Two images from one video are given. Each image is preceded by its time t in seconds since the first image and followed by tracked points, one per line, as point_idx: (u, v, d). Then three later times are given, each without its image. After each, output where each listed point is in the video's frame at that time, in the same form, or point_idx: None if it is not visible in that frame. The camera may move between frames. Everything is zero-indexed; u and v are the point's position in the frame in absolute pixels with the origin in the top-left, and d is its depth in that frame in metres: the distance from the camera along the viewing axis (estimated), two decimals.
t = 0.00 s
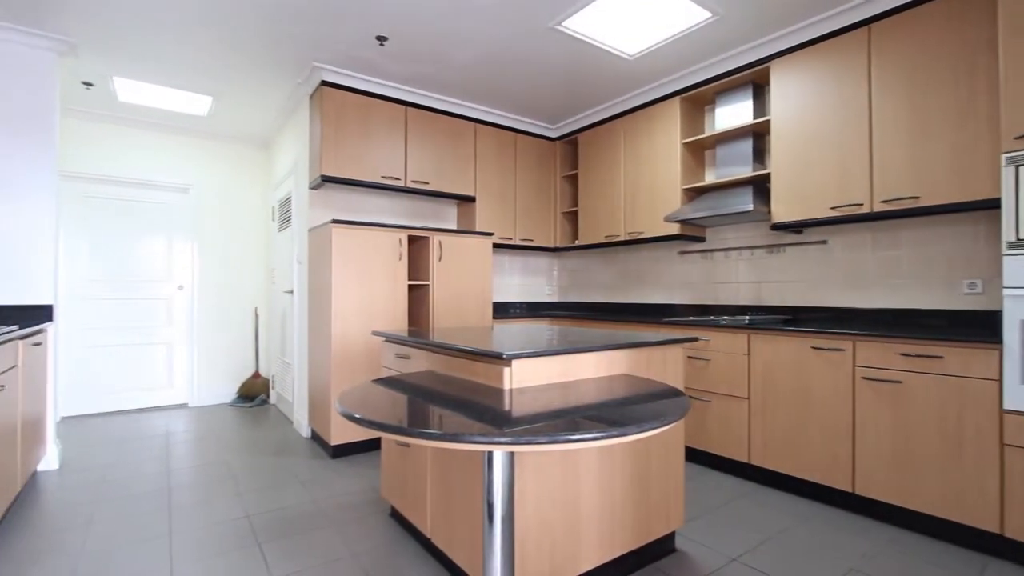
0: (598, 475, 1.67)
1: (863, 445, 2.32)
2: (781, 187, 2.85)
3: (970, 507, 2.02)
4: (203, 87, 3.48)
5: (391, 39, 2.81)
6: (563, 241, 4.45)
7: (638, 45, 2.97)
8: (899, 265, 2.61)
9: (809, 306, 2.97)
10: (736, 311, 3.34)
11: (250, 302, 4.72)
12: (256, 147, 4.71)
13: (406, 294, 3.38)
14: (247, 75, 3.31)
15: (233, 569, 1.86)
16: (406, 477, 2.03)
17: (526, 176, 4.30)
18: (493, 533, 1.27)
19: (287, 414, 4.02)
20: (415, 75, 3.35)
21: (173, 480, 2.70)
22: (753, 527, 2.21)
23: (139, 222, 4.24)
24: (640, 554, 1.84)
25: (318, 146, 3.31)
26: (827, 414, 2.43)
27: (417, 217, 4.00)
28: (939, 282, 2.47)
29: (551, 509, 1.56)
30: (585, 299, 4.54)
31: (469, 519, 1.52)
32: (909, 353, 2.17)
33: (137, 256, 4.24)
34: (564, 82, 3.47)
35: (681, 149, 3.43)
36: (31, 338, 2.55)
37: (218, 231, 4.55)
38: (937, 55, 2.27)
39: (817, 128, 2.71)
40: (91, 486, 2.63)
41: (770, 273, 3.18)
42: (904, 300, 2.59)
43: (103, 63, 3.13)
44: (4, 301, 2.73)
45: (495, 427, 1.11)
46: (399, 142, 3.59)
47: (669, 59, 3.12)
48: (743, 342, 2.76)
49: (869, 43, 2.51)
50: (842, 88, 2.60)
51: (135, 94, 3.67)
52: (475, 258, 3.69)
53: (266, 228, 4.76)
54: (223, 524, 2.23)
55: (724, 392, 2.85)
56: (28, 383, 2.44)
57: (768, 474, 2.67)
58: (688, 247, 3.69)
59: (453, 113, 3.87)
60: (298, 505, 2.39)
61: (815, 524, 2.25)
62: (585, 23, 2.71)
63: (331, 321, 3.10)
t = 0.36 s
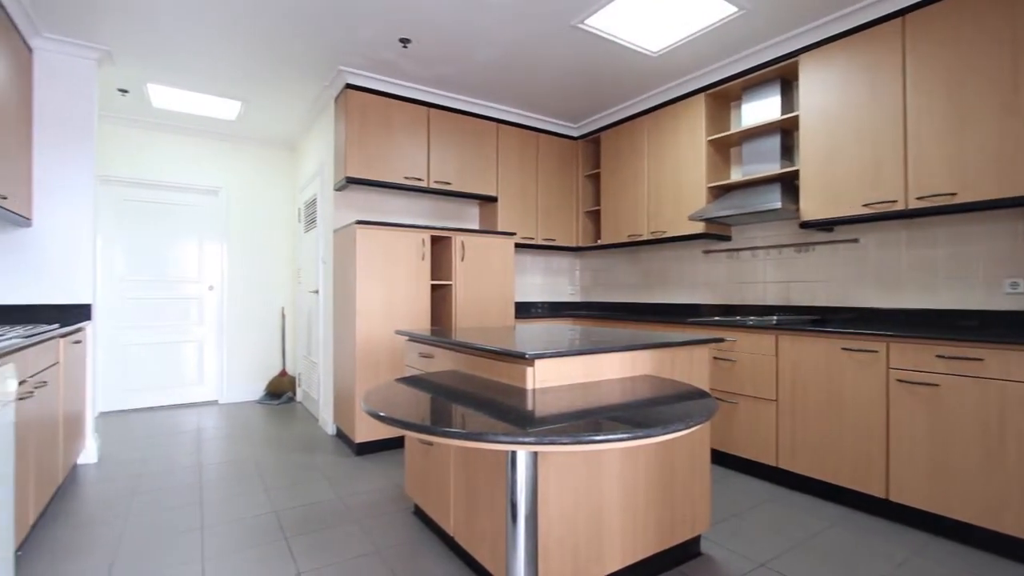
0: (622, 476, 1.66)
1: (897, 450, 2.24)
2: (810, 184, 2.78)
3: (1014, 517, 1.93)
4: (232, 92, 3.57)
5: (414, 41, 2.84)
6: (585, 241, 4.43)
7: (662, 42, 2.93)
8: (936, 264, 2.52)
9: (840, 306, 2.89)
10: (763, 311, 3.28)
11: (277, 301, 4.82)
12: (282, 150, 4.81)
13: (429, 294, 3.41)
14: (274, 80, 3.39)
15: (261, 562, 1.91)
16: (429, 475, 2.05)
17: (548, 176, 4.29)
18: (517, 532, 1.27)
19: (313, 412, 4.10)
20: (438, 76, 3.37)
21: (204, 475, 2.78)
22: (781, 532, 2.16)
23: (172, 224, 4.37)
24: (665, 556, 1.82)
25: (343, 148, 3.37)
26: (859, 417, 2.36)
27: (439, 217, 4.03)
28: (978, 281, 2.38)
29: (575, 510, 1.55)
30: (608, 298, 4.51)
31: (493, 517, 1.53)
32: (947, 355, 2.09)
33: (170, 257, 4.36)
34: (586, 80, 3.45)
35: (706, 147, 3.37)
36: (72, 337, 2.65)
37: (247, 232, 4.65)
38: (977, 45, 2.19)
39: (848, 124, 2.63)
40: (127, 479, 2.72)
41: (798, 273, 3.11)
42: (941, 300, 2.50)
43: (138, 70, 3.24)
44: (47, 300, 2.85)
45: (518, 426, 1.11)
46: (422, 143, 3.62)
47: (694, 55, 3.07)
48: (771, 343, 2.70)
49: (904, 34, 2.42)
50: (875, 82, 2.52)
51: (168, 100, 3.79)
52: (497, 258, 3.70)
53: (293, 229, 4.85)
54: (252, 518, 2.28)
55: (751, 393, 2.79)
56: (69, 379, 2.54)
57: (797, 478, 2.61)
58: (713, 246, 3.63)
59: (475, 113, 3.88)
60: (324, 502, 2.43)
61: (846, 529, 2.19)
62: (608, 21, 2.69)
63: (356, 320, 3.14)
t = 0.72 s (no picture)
0: (645, 477, 1.64)
1: (933, 456, 2.17)
2: (841, 181, 2.71)
3: None
4: (260, 96, 3.65)
5: (436, 42, 2.86)
6: (607, 240, 4.40)
7: (685, 38, 2.89)
8: (974, 263, 2.43)
9: (872, 306, 2.80)
10: (790, 311, 3.20)
11: (303, 301, 4.91)
12: (308, 152, 4.90)
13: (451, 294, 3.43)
14: (299, 84, 3.45)
15: (288, 557, 1.94)
16: (452, 474, 2.06)
17: (570, 175, 4.27)
18: (539, 533, 1.27)
19: (337, 409, 4.16)
20: (459, 77, 3.39)
21: (233, 470, 2.85)
22: (810, 538, 2.11)
23: (202, 226, 4.50)
24: (689, 560, 1.79)
25: (367, 150, 3.41)
26: (893, 421, 2.29)
27: (461, 217, 4.05)
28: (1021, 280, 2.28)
29: (598, 511, 1.54)
30: (630, 298, 4.47)
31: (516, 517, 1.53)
32: (986, 357, 2.01)
33: (200, 258, 4.49)
34: (608, 78, 3.43)
35: (731, 144, 3.31)
36: (108, 335, 2.75)
37: (273, 233, 4.75)
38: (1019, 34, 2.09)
39: (881, 118, 2.55)
40: (160, 473, 2.81)
41: (828, 272, 3.03)
42: (979, 300, 2.40)
43: (170, 77, 3.34)
44: (85, 299, 2.96)
45: (541, 427, 1.11)
46: (444, 143, 3.65)
47: (719, 50, 3.02)
48: (799, 344, 2.64)
49: (940, 25, 2.33)
50: (909, 75, 2.44)
51: (199, 105, 3.90)
52: (519, 257, 3.70)
53: (318, 230, 4.93)
54: (279, 513, 2.33)
55: (778, 395, 2.73)
56: (105, 376, 2.63)
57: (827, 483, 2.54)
58: (739, 245, 3.56)
59: (497, 113, 3.89)
60: (348, 499, 2.47)
61: (878, 537, 2.13)
62: (630, 18, 2.67)
63: (379, 320, 3.18)
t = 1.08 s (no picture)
0: (668, 480, 1.62)
1: (968, 462, 2.09)
2: (870, 178, 2.64)
3: None
4: (284, 100, 3.72)
5: (456, 44, 2.87)
6: (628, 240, 4.36)
7: (708, 34, 2.85)
8: (1013, 261, 2.33)
9: (903, 306, 2.72)
10: (817, 312, 3.13)
11: (326, 301, 4.99)
12: (331, 154, 4.98)
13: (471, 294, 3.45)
14: (323, 87, 3.51)
15: (312, 553, 1.98)
16: (472, 473, 2.07)
17: (591, 175, 4.25)
18: (560, 533, 1.26)
19: (359, 408, 4.22)
20: (479, 78, 3.40)
21: (259, 466, 2.91)
22: (838, 544, 2.06)
23: (229, 227, 4.61)
24: (713, 564, 1.76)
25: (388, 151, 3.45)
26: (925, 425, 2.22)
27: (481, 217, 4.07)
28: None
29: (620, 512, 1.53)
30: (652, 298, 4.42)
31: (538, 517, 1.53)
32: None
33: (227, 258, 4.60)
34: (629, 76, 3.40)
35: (756, 141, 3.25)
36: (141, 333, 2.83)
37: (297, 234, 4.84)
38: None
39: (913, 112, 2.48)
40: (189, 468, 2.88)
41: (856, 272, 2.95)
42: (1018, 300, 2.31)
43: (199, 82, 3.43)
44: (119, 299, 3.06)
45: (562, 427, 1.10)
46: (464, 144, 3.67)
47: (743, 46, 2.97)
48: (826, 345, 2.58)
49: (975, 15, 2.25)
50: (942, 68, 2.36)
51: (226, 110, 3.99)
52: (539, 257, 3.69)
53: (340, 231, 5.00)
54: (303, 509, 2.37)
55: (805, 397, 2.68)
56: (138, 373, 2.71)
57: (855, 488, 2.48)
58: (764, 244, 3.50)
59: (517, 113, 3.89)
60: (370, 496, 2.50)
61: (910, 544, 2.07)
62: (651, 15, 2.64)
63: (400, 320, 3.21)
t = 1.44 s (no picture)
0: (692, 482, 1.60)
1: (1008, 469, 2.01)
2: (903, 174, 2.56)
3: None
4: (308, 103, 3.79)
5: (477, 45, 2.88)
6: (650, 239, 4.32)
7: (733, 29, 2.80)
8: None
9: (937, 307, 2.63)
10: (846, 312, 3.05)
11: (348, 301, 5.06)
12: (353, 156, 5.05)
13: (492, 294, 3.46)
14: (346, 90, 3.56)
15: (336, 549, 2.01)
16: (494, 472, 2.07)
17: (612, 174, 4.22)
18: (582, 534, 1.26)
19: (382, 406, 4.27)
20: (500, 78, 3.41)
21: (284, 463, 2.97)
22: (868, 551, 2.00)
23: (255, 229, 4.71)
24: (738, 568, 1.73)
25: (409, 153, 3.48)
26: (962, 430, 2.14)
27: (502, 217, 4.07)
28: None
29: (643, 514, 1.52)
30: (674, 298, 4.37)
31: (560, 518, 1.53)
32: None
33: (254, 259, 4.70)
34: (650, 74, 3.36)
35: (782, 138, 3.18)
36: (171, 332, 2.92)
37: (321, 235, 4.92)
38: None
39: (949, 106, 2.39)
40: (218, 464, 2.96)
41: (888, 271, 2.86)
42: None
43: (226, 87, 3.52)
44: (151, 298, 3.15)
45: (584, 427, 1.10)
46: (484, 144, 3.68)
47: (769, 40, 2.91)
48: (856, 347, 2.51)
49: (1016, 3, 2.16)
50: (980, 59, 2.28)
51: (252, 114, 4.08)
52: (560, 257, 3.68)
53: (363, 231, 5.07)
54: (327, 505, 2.41)
55: (834, 400, 2.61)
56: (169, 371, 2.80)
57: (887, 494, 2.41)
58: (790, 243, 3.42)
59: (537, 113, 3.89)
60: (392, 494, 2.52)
61: (945, 553, 1.99)
62: (674, 11, 2.61)
63: (421, 319, 3.24)
